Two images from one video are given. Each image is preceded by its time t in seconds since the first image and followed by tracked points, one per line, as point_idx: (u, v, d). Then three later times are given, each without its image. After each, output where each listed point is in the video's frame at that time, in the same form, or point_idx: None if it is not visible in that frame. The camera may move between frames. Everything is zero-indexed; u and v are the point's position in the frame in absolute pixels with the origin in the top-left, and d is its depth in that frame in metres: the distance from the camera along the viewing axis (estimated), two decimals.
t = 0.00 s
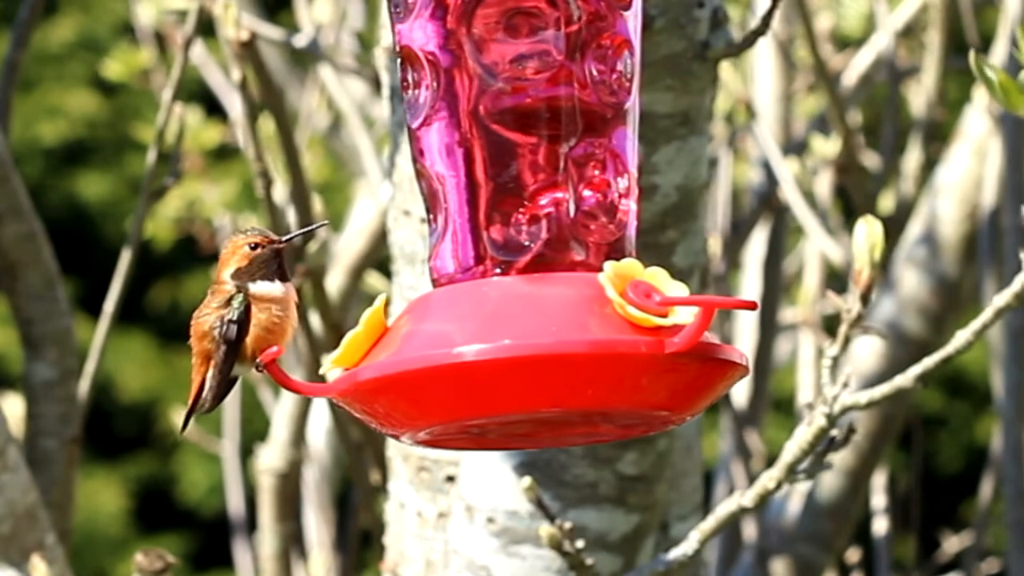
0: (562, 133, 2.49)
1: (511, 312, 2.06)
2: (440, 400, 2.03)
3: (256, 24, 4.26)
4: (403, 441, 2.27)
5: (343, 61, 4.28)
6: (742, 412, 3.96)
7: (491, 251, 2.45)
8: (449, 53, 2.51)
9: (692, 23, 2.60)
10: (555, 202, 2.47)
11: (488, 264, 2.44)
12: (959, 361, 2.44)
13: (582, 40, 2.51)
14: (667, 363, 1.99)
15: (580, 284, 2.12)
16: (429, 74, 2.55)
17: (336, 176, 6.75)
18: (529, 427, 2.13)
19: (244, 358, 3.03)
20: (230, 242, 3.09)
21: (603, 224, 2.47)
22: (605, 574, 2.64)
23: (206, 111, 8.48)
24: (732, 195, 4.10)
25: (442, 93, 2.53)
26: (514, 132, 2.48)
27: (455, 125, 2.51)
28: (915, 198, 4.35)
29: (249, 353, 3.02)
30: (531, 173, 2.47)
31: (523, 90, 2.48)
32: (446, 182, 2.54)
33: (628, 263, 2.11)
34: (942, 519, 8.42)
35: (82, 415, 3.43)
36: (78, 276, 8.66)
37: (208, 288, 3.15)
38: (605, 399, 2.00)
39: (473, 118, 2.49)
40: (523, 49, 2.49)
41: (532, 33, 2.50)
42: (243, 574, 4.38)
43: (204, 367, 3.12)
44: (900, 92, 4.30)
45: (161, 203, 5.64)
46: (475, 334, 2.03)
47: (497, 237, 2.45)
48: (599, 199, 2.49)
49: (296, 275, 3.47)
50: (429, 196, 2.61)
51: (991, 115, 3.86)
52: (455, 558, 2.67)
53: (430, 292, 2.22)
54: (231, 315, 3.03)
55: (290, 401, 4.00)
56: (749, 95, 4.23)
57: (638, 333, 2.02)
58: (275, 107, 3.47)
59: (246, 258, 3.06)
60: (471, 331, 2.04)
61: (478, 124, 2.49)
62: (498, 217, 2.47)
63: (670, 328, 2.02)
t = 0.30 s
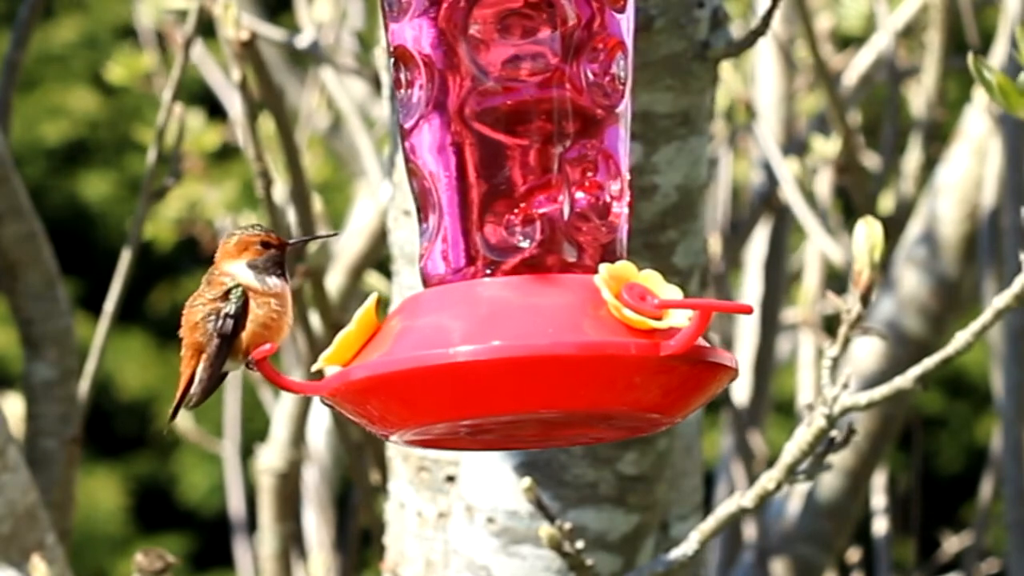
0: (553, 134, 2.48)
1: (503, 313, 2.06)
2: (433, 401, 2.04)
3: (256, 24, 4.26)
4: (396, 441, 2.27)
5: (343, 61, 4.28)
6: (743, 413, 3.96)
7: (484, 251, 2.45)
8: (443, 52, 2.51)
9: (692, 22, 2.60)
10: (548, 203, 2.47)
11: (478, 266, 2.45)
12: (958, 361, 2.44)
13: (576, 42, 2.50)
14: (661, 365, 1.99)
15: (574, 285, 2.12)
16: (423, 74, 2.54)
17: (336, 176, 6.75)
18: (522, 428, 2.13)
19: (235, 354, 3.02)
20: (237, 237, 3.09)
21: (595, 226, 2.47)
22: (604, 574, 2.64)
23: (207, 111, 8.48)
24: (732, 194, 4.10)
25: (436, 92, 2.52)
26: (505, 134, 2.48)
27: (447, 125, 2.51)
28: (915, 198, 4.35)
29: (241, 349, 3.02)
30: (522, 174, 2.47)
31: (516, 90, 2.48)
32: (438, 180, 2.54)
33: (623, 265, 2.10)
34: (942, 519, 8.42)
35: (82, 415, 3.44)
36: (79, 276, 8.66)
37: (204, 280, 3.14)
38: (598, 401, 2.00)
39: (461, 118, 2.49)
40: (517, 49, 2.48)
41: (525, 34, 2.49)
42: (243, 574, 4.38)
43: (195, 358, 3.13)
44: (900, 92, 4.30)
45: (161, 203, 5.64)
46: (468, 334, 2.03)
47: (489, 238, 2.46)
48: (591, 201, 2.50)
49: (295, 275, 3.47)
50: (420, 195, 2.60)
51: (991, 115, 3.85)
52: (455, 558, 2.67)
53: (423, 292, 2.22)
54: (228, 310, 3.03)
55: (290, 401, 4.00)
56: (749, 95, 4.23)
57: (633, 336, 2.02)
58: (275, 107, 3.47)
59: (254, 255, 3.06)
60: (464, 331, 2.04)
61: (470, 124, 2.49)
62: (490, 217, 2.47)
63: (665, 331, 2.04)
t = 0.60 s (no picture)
0: (558, 133, 2.48)
1: (508, 312, 2.06)
2: (437, 400, 2.04)
3: (256, 24, 4.26)
4: (400, 440, 2.27)
5: (343, 61, 4.27)
6: (743, 413, 3.96)
7: (488, 251, 2.45)
8: (447, 52, 2.51)
9: (692, 23, 2.60)
10: (552, 202, 2.47)
11: (484, 265, 2.45)
12: (958, 361, 2.44)
13: (580, 42, 2.49)
14: (664, 364, 1.99)
15: (578, 285, 2.12)
16: (427, 74, 2.55)
17: (336, 176, 6.74)
18: (527, 427, 2.13)
19: (241, 354, 3.03)
20: (243, 236, 3.05)
21: (600, 225, 2.47)
22: (604, 574, 2.65)
23: (207, 111, 8.48)
24: (731, 194, 4.10)
25: (439, 92, 2.52)
26: (510, 133, 2.47)
27: (451, 125, 2.51)
28: (915, 198, 4.35)
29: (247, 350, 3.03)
30: (527, 174, 2.47)
31: (520, 90, 2.48)
32: (443, 180, 2.54)
33: (627, 264, 2.10)
34: (942, 519, 8.41)
35: (82, 415, 3.44)
36: (80, 276, 8.68)
37: (211, 276, 3.13)
38: (602, 399, 2.00)
39: (465, 118, 2.49)
40: (520, 49, 2.48)
41: (529, 33, 2.49)
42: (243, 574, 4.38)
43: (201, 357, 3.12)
44: (900, 92, 4.30)
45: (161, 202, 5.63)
46: (472, 333, 2.03)
47: (494, 237, 2.46)
48: (595, 200, 2.49)
49: (296, 275, 3.47)
50: (425, 195, 2.61)
51: (991, 115, 3.85)
52: (455, 558, 2.67)
53: (427, 292, 2.22)
54: (234, 310, 3.04)
55: (290, 401, 3.99)
56: (749, 95, 4.23)
57: (638, 334, 2.02)
58: (275, 107, 3.47)
59: (261, 255, 3.03)
60: (469, 330, 2.04)
61: (475, 124, 2.49)
62: (495, 216, 2.47)
63: (670, 330, 2.03)
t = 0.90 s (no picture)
0: (563, 134, 2.49)
1: (513, 314, 2.06)
2: (443, 403, 2.03)
3: (256, 24, 4.26)
4: (405, 441, 2.27)
5: (342, 61, 4.27)
6: (742, 413, 3.97)
7: (494, 253, 2.45)
8: (451, 54, 2.51)
9: (692, 23, 2.60)
10: (557, 203, 2.48)
11: (490, 266, 2.44)
12: (958, 361, 2.44)
13: (583, 42, 2.50)
14: (669, 364, 1.99)
15: (583, 286, 2.12)
16: (431, 76, 2.55)
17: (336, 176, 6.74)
18: (533, 429, 2.13)
19: (255, 357, 2.79)
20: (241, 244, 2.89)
21: (605, 225, 2.48)
22: (605, 574, 2.64)
23: (207, 110, 8.49)
24: (732, 193, 4.08)
25: (444, 93, 2.52)
26: (517, 133, 2.48)
27: (457, 126, 2.50)
28: (915, 198, 4.35)
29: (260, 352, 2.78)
30: (533, 174, 2.47)
31: (524, 91, 2.48)
32: (449, 182, 2.54)
33: (631, 265, 2.10)
34: (942, 518, 8.42)
35: (83, 415, 3.44)
36: (79, 276, 8.70)
37: (214, 283, 2.89)
38: (608, 400, 2.00)
39: (473, 118, 2.49)
40: (524, 50, 2.49)
41: (533, 34, 2.50)
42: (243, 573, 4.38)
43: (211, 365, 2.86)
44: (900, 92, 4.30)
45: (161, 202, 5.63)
46: (477, 335, 2.03)
47: (500, 239, 2.46)
48: (601, 200, 2.50)
49: (296, 275, 3.47)
50: (431, 197, 2.61)
51: (991, 115, 3.85)
52: (455, 558, 2.68)
53: (433, 292, 2.22)
54: (244, 312, 2.79)
55: (290, 401, 3.99)
56: (749, 95, 4.23)
57: (642, 335, 2.02)
58: (275, 107, 3.47)
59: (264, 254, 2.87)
60: (474, 332, 2.04)
61: (481, 124, 2.49)
62: (501, 217, 2.47)
63: (673, 330, 2.03)
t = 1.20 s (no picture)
0: (561, 133, 2.49)
1: (510, 313, 2.06)
2: (440, 401, 2.03)
3: (257, 24, 4.27)
4: (402, 441, 2.27)
5: (342, 61, 4.28)
6: (742, 414, 3.96)
7: (491, 251, 2.44)
8: (449, 53, 2.51)
9: (692, 23, 2.60)
10: (554, 203, 2.48)
11: (487, 265, 2.44)
12: (958, 361, 2.44)
13: (582, 41, 2.50)
14: (666, 364, 1.99)
15: (580, 286, 2.12)
16: (430, 74, 2.54)
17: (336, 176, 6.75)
18: (531, 428, 2.13)
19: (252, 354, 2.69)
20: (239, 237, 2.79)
21: (602, 225, 2.47)
22: (605, 574, 2.64)
23: (206, 110, 8.50)
24: (732, 194, 4.08)
25: (442, 93, 2.52)
26: (513, 132, 2.48)
27: (453, 125, 2.50)
28: (915, 198, 4.35)
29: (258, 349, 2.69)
30: (530, 173, 2.48)
31: (522, 90, 2.49)
32: (446, 181, 2.54)
33: (630, 264, 2.10)
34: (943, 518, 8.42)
35: (83, 415, 3.44)
36: (80, 277, 8.73)
37: (214, 278, 2.81)
38: (605, 400, 2.00)
39: (469, 118, 2.49)
40: (522, 49, 2.49)
41: (531, 34, 2.50)
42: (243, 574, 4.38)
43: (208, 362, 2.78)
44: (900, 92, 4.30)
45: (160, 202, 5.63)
46: (474, 334, 2.03)
47: (497, 238, 2.45)
48: (598, 200, 2.49)
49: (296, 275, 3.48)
50: (428, 196, 2.61)
51: (991, 115, 3.85)
52: (455, 558, 2.68)
53: (430, 292, 2.22)
54: (243, 309, 2.69)
55: (290, 401, 3.99)
56: (749, 95, 4.23)
57: (640, 334, 2.02)
58: (275, 107, 3.47)
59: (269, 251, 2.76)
60: (472, 331, 2.04)
61: (478, 124, 2.49)
62: (498, 216, 2.47)
63: (671, 330, 2.03)
